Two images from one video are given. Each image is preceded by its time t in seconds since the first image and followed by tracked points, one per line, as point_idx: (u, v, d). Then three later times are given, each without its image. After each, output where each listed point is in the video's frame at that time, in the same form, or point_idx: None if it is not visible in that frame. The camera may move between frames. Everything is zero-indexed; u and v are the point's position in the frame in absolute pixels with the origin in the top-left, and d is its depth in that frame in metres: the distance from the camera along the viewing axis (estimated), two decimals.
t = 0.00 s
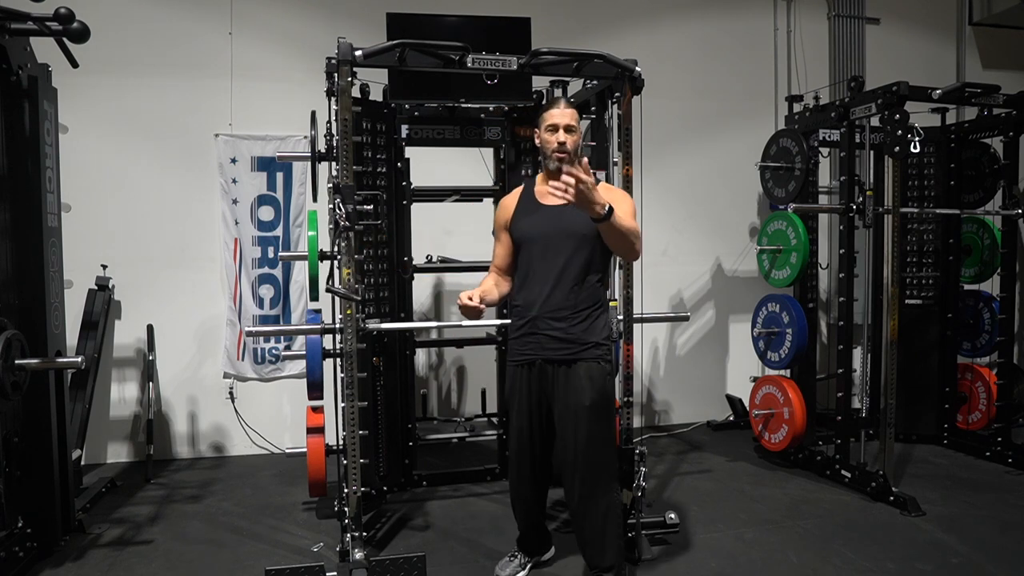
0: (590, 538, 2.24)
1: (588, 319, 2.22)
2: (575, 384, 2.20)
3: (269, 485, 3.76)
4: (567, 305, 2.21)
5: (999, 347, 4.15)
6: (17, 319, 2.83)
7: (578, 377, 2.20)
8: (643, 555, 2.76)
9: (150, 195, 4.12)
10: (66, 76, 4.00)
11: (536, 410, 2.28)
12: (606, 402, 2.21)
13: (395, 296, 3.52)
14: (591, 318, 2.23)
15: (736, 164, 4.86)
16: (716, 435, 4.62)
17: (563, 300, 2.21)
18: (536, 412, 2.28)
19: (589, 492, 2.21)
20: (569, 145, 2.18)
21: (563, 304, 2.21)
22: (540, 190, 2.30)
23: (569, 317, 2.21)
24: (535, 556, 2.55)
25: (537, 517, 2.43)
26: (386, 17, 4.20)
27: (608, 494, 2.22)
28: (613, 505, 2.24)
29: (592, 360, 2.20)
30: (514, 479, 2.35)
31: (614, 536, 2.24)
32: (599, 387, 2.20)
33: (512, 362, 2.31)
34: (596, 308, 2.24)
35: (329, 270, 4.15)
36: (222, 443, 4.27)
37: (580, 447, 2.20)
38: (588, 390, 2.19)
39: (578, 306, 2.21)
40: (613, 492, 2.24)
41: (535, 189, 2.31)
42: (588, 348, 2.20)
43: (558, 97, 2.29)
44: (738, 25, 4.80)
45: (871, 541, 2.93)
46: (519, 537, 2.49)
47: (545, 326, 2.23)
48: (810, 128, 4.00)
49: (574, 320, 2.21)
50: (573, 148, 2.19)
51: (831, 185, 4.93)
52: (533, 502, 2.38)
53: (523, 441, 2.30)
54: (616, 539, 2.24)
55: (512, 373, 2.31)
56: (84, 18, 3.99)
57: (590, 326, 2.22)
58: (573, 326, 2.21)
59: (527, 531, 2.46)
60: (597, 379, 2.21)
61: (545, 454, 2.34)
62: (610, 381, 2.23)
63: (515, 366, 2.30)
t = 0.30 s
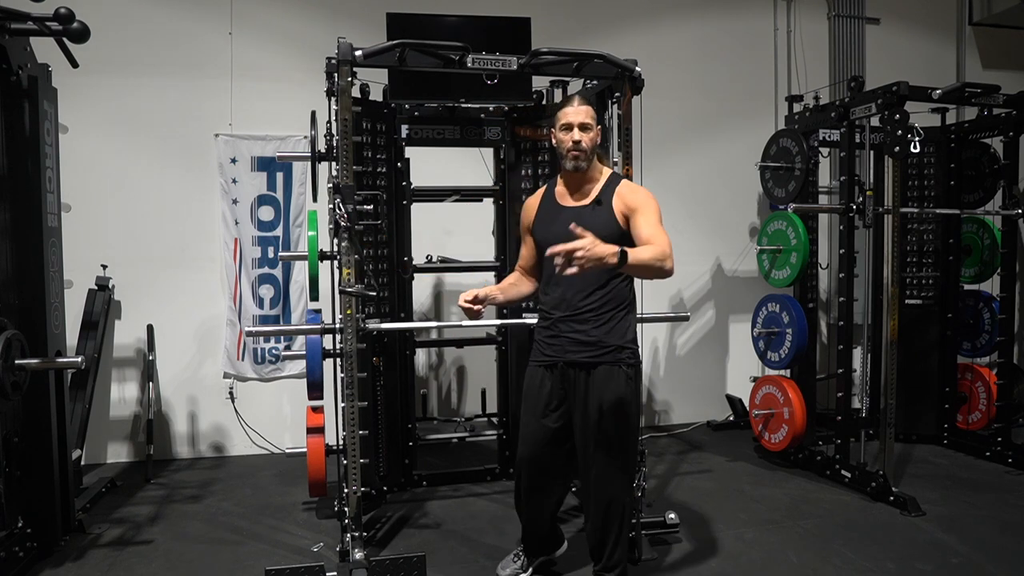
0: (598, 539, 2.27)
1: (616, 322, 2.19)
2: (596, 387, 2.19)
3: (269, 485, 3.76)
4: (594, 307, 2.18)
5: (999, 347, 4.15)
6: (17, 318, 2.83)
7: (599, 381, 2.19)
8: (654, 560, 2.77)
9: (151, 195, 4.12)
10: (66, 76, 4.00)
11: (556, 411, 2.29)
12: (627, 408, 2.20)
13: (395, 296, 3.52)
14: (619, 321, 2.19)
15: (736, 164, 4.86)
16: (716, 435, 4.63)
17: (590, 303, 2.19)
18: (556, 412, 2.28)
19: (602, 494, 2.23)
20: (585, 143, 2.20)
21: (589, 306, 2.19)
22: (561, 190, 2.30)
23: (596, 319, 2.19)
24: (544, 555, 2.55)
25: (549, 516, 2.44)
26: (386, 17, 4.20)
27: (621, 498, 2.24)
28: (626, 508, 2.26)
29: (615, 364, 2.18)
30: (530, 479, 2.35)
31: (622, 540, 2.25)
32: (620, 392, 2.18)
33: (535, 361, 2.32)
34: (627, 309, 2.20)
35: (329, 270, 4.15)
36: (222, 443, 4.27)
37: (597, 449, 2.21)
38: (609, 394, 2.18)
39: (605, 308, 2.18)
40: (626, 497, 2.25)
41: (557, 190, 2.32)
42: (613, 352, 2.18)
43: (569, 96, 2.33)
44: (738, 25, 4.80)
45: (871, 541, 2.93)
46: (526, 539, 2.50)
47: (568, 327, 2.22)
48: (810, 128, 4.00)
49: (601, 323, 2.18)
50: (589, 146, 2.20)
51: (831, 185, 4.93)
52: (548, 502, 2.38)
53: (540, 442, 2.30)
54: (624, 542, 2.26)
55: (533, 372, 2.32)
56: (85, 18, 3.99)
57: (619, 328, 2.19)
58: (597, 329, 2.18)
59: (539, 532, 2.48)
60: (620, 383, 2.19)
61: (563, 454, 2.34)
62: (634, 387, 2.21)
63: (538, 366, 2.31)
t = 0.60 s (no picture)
0: (598, 541, 2.27)
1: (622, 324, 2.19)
2: (596, 390, 2.19)
3: (269, 485, 3.76)
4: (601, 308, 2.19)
5: (999, 347, 4.14)
6: (17, 318, 2.83)
7: (598, 384, 2.19)
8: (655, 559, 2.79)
9: (151, 195, 4.12)
10: (66, 76, 4.00)
11: (559, 412, 2.30)
12: (631, 413, 2.20)
13: (395, 296, 3.52)
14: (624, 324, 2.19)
15: (736, 164, 4.86)
16: (716, 435, 4.62)
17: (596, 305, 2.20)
18: (560, 413, 2.29)
19: (603, 498, 2.23)
20: (591, 143, 2.18)
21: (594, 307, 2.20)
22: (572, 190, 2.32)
23: (602, 321, 2.19)
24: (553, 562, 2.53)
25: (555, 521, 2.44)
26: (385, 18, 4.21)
27: (620, 503, 2.24)
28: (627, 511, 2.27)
29: (615, 367, 2.19)
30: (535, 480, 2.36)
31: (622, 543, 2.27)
32: (621, 396, 2.18)
33: (541, 361, 2.35)
34: (630, 311, 2.20)
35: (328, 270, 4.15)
36: (222, 443, 4.27)
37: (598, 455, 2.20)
38: (611, 397, 2.18)
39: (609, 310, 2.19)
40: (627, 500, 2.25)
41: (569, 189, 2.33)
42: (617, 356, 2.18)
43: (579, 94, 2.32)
44: (738, 24, 4.80)
45: (871, 541, 2.93)
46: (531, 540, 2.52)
47: (572, 327, 2.23)
48: (810, 128, 4.00)
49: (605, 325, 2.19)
50: (596, 146, 2.18)
51: (831, 185, 4.93)
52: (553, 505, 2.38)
53: (545, 443, 2.32)
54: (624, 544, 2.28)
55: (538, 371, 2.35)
56: (85, 18, 3.99)
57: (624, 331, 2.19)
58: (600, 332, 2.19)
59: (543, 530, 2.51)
60: (620, 385, 2.18)
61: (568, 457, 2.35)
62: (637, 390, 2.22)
63: (543, 366, 2.33)
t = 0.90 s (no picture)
0: (590, 540, 2.26)
1: (612, 321, 2.18)
2: (581, 388, 2.19)
3: (269, 485, 3.76)
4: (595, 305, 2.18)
5: (999, 347, 4.14)
6: (17, 319, 2.82)
7: (585, 382, 2.19)
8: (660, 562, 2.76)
9: (150, 195, 4.12)
10: (65, 76, 4.00)
11: (555, 409, 2.32)
12: (619, 412, 2.18)
13: (395, 296, 3.52)
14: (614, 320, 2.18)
15: (736, 164, 4.86)
16: (716, 435, 4.62)
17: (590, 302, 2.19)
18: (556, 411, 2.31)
19: (592, 498, 2.22)
20: (587, 142, 2.17)
21: (587, 306, 2.20)
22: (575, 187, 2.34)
23: (595, 319, 2.18)
24: (561, 570, 2.48)
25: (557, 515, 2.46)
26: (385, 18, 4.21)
27: (610, 503, 2.22)
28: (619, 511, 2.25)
29: (602, 365, 2.18)
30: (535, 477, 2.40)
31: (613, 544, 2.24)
32: (606, 395, 2.16)
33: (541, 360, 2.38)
34: (622, 307, 2.18)
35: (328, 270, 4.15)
36: (222, 443, 4.27)
37: (584, 454, 2.19)
38: (596, 396, 2.17)
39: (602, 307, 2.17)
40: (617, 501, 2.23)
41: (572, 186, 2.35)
42: (604, 354, 2.17)
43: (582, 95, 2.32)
44: (738, 24, 4.80)
45: (871, 541, 2.93)
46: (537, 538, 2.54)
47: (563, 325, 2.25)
48: (810, 128, 4.01)
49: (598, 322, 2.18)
50: (593, 146, 2.17)
51: (831, 185, 4.93)
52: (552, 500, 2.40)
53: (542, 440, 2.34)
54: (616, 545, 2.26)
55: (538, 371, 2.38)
56: (85, 18, 3.99)
57: (615, 328, 2.18)
58: (589, 330, 2.19)
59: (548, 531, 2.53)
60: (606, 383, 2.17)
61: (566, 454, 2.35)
62: (626, 388, 2.19)
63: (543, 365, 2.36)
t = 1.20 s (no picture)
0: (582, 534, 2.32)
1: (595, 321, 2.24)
2: (565, 386, 2.27)
3: (269, 485, 3.76)
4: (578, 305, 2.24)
5: (1000, 347, 4.14)
6: (17, 319, 2.83)
7: (568, 379, 2.26)
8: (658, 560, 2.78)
9: (150, 195, 4.12)
10: (66, 76, 4.01)
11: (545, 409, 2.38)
12: (603, 407, 2.24)
13: (395, 296, 3.52)
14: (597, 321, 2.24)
15: (736, 164, 4.86)
16: (716, 435, 4.62)
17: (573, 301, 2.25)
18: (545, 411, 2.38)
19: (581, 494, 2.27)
20: (558, 146, 2.31)
21: (569, 305, 2.26)
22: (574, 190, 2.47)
23: (576, 319, 2.24)
24: (562, 569, 2.49)
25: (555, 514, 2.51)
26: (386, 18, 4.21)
27: (600, 498, 2.27)
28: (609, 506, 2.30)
29: (584, 362, 2.24)
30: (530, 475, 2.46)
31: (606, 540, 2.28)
32: (588, 391, 2.23)
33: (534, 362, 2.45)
34: (602, 306, 2.24)
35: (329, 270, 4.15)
36: (222, 443, 4.27)
37: (569, 451, 2.26)
38: (578, 393, 2.24)
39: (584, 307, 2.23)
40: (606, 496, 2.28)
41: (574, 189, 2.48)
42: (586, 351, 2.24)
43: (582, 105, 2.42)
44: (737, 25, 4.80)
45: (871, 541, 2.93)
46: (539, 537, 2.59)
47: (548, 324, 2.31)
48: (810, 128, 4.01)
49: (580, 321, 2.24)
50: (562, 149, 2.31)
51: (831, 185, 4.93)
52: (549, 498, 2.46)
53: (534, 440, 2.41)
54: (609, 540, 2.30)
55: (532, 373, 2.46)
56: (85, 18, 3.99)
57: (597, 326, 2.24)
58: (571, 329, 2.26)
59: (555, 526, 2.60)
60: (588, 381, 2.24)
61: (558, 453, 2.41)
62: (609, 384, 2.25)
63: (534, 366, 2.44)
